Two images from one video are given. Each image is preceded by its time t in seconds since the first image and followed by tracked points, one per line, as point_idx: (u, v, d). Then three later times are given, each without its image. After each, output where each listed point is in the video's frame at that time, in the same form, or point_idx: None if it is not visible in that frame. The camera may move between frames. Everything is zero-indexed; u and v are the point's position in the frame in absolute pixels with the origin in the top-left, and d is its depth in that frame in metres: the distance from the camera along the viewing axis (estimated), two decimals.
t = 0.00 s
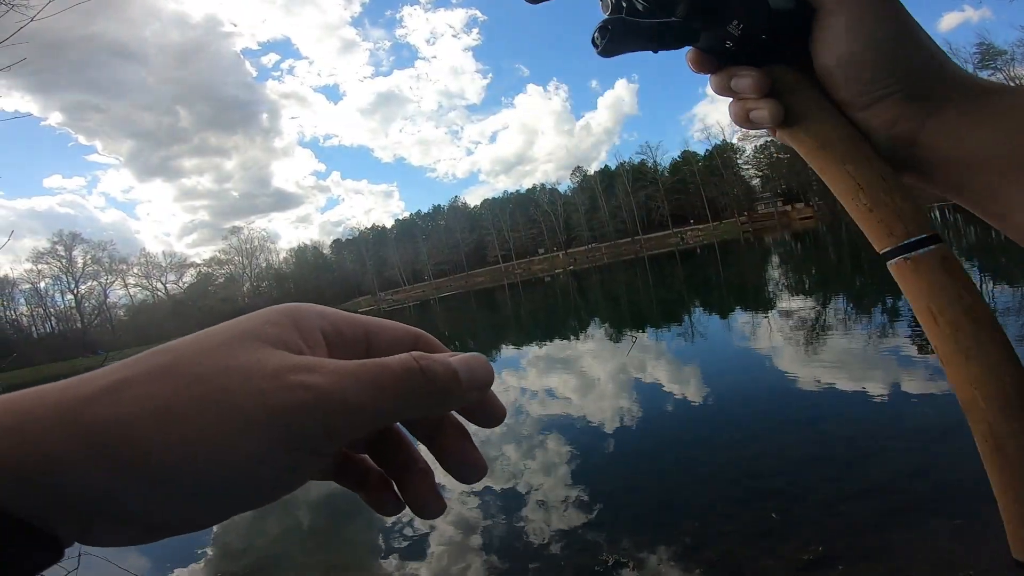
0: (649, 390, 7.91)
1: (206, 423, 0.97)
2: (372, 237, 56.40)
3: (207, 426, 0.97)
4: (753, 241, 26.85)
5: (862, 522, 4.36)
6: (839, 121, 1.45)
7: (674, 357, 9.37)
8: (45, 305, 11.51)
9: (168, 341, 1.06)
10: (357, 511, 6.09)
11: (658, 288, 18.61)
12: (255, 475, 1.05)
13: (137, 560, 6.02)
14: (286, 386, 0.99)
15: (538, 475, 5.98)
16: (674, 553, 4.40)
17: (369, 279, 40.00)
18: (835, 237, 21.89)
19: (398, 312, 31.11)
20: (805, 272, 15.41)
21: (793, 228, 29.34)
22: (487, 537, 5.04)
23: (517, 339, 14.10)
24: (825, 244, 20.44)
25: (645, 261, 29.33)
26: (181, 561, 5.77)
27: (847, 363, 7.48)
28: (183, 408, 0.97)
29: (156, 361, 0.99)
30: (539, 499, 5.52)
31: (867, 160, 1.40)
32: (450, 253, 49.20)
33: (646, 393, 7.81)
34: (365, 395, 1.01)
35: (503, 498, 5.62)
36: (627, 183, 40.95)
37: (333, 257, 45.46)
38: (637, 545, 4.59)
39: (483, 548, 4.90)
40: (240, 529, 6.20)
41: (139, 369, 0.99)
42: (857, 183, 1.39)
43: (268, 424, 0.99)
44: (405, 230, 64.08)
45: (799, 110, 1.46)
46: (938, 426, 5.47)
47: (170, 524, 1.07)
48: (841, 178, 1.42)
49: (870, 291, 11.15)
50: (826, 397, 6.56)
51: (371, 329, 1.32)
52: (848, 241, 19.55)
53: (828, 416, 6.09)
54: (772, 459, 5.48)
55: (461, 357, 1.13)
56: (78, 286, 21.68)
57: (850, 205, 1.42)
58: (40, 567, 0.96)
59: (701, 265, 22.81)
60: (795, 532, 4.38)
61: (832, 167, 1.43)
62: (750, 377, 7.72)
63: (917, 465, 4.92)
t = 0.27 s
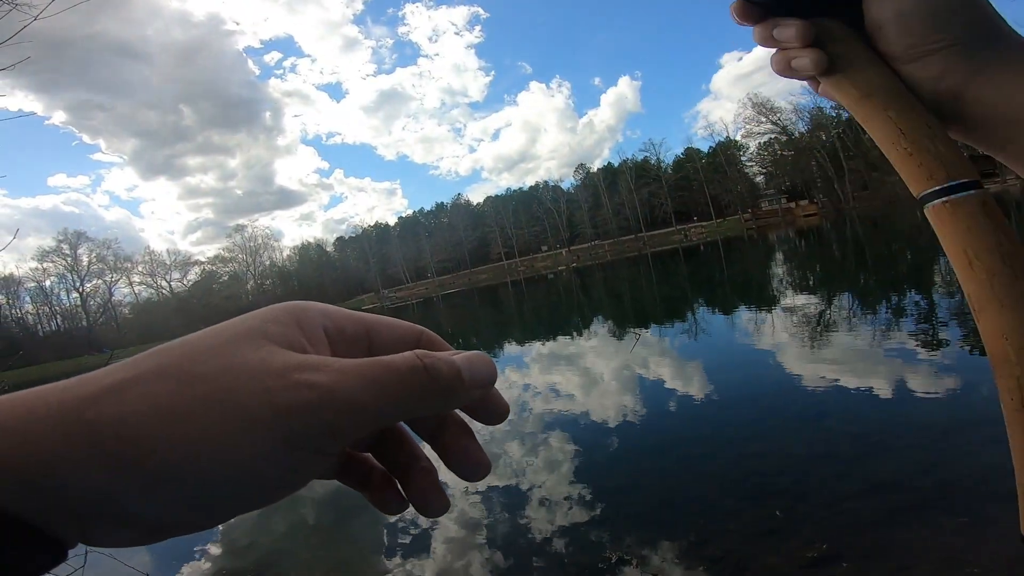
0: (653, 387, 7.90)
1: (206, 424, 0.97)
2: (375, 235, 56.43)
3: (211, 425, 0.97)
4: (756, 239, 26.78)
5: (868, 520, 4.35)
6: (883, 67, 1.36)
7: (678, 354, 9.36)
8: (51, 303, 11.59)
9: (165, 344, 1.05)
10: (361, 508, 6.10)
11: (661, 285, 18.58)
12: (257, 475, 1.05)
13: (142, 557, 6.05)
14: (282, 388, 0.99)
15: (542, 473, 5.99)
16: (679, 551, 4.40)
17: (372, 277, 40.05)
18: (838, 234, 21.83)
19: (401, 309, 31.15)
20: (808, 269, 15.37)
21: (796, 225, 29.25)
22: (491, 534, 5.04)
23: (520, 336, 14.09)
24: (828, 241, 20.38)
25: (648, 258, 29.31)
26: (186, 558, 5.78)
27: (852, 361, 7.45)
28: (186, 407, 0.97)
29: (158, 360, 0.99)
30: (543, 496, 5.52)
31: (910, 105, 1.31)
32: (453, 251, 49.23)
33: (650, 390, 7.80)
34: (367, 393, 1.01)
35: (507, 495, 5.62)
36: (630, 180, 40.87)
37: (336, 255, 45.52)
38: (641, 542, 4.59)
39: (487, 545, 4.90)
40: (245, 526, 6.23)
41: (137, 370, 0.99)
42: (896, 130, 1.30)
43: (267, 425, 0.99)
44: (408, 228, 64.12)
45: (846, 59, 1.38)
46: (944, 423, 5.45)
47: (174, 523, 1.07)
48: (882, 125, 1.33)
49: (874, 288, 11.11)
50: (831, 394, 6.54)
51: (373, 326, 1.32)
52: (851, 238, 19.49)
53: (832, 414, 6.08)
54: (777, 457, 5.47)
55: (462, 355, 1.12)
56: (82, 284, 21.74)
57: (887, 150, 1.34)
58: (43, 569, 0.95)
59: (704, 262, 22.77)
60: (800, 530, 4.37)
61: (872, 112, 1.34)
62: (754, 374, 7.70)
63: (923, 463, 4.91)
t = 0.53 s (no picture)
0: (655, 385, 7.89)
1: (205, 418, 0.97)
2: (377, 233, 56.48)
3: (208, 421, 0.97)
4: (758, 236, 26.72)
5: (871, 518, 4.34)
6: (896, 74, 1.31)
7: (680, 352, 9.36)
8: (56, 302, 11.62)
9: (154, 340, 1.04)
10: (363, 506, 6.11)
11: (663, 282, 18.55)
12: (255, 470, 1.05)
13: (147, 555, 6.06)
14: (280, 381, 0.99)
15: (544, 471, 5.99)
16: (681, 549, 4.40)
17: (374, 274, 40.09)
18: (842, 231, 21.76)
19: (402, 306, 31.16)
20: (812, 266, 15.33)
21: (800, 222, 29.17)
22: (493, 532, 5.05)
23: (523, 333, 14.10)
24: (832, 238, 20.32)
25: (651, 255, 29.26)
26: (190, 555, 5.81)
27: (855, 358, 7.43)
28: (184, 403, 0.97)
29: (154, 355, 0.99)
30: (545, 494, 5.53)
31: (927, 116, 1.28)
32: (455, 249, 49.22)
33: (653, 387, 7.80)
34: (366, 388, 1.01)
35: (509, 493, 5.63)
36: (633, 177, 40.80)
37: (338, 253, 45.57)
38: (643, 540, 4.59)
39: (489, 544, 4.91)
40: (248, 524, 6.24)
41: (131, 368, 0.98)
42: (912, 142, 1.27)
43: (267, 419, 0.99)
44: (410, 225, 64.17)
45: (849, 62, 1.33)
46: (948, 422, 5.43)
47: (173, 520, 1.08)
48: (896, 134, 1.30)
49: (878, 285, 11.07)
50: (834, 392, 6.53)
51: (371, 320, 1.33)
52: (855, 235, 19.42)
53: (835, 412, 6.06)
54: (780, 455, 5.46)
55: (463, 351, 1.12)
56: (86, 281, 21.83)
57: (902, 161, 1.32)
58: (40, 568, 1.00)
59: (707, 259, 22.73)
60: (802, 528, 4.37)
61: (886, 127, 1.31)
62: (757, 371, 7.68)
63: (926, 461, 4.89)
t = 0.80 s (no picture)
0: (656, 384, 7.89)
1: (249, 366, 0.86)
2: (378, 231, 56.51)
3: (229, 340, 0.84)
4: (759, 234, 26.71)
5: (872, 517, 4.34)
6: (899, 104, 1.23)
7: (681, 350, 9.36)
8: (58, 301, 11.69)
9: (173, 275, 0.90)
10: (365, 505, 6.11)
11: (664, 280, 18.56)
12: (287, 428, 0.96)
13: (149, 554, 6.04)
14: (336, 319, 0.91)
15: (545, 469, 5.99)
16: (682, 548, 4.40)
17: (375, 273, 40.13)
18: (843, 229, 21.75)
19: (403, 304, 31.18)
20: (812, 264, 15.33)
21: (800, 219, 29.14)
22: (495, 531, 5.05)
23: (523, 332, 14.11)
24: (833, 236, 20.30)
25: (651, 253, 29.31)
26: (191, 555, 5.83)
27: (856, 357, 7.42)
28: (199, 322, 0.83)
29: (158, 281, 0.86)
30: (546, 493, 5.53)
31: (936, 143, 1.19)
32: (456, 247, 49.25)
33: (653, 386, 7.80)
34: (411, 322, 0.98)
35: (510, 492, 5.62)
36: (633, 175, 40.77)
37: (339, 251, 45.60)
38: (645, 539, 4.58)
39: (491, 542, 4.91)
40: (250, 522, 6.26)
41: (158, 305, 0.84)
42: (924, 176, 1.18)
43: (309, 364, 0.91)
44: (411, 224, 64.20)
45: (846, 97, 1.25)
46: (949, 421, 5.42)
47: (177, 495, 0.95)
48: (904, 172, 1.21)
49: (879, 284, 11.07)
50: (835, 391, 6.52)
51: (385, 233, 1.17)
52: (856, 233, 19.42)
53: (837, 411, 6.05)
54: (782, 454, 5.45)
55: (472, 254, 1.10)
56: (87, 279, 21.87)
57: (911, 198, 1.23)
58: None
59: (708, 257, 22.73)
60: (803, 527, 4.36)
61: (895, 163, 1.22)
62: (758, 370, 7.68)
63: (927, 460, 4.89)
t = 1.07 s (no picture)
0: (656, 383, 7.90)
1: (294, 206, 0.90)
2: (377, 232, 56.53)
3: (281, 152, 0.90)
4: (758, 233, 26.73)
5: (872, 516, 4.34)
6: (873, 186, 1.15)
7: (681, 349, 9.36)
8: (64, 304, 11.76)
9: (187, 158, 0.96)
10: (365, 505, 6.11)
11: (664, 280, 18.58)
12: (330, 280, 1.00)
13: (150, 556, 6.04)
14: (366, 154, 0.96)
15: (545, 469, 5.99)
16: (682, 547, 4.40)
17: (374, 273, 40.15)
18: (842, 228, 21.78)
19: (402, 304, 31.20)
20: (811, 264, 15.34)
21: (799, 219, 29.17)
22: (495, 531, 5.05)
23: (523, 332, 14.13)
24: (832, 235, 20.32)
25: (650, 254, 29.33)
26: (191, 555, 5.84)
27: (856, 356, 7.42)
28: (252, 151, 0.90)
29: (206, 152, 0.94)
30: (546, 492, 5.53)
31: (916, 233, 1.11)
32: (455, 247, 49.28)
33: (653, 386, 7.80)
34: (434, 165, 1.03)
35: (511, 492, 5.62)
36: (632, 175, 40.80)
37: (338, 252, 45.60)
38: (645, 539, 4.58)
39: (491, 543, 4.91)
40: (250, 523, 6.26)
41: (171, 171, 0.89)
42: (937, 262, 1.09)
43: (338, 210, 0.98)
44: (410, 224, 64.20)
45: (816, 173, 1.16)
46: (949, 420, 5.43)
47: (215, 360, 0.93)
48: (880, 263, 1.13)
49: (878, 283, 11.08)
50: (835, 390, 6.53)
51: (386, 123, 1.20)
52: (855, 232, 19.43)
53: (836, 410, 6.06)
54: (782, 453, 5.46)
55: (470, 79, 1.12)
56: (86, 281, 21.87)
57: (897, 299, 1.14)
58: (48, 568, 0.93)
59: (707, 257, 22.75)
60: (803, 526, 4.37)
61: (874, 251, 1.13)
62: (758, 369, 7.68)
63: (927, 459, 4.89)
